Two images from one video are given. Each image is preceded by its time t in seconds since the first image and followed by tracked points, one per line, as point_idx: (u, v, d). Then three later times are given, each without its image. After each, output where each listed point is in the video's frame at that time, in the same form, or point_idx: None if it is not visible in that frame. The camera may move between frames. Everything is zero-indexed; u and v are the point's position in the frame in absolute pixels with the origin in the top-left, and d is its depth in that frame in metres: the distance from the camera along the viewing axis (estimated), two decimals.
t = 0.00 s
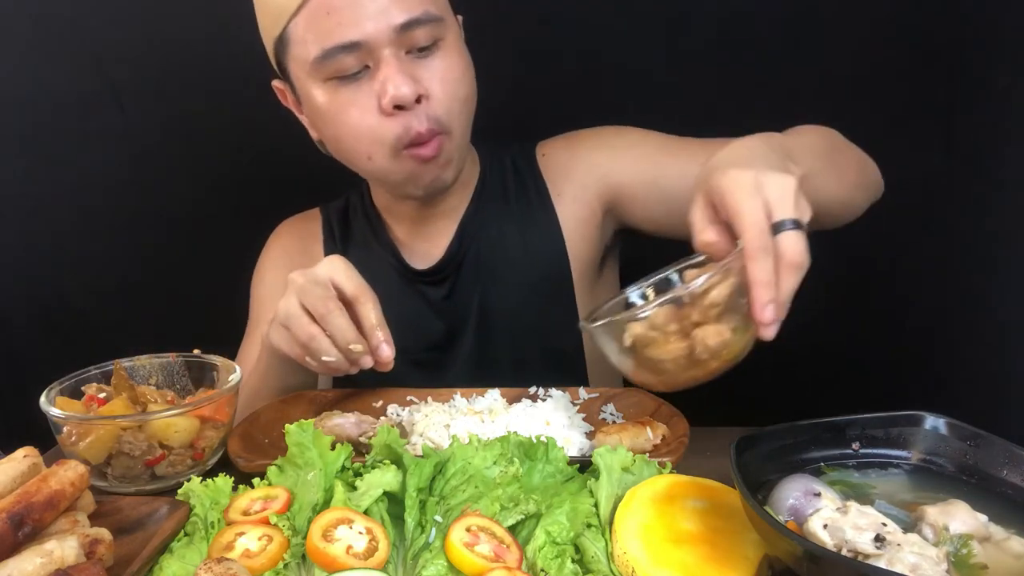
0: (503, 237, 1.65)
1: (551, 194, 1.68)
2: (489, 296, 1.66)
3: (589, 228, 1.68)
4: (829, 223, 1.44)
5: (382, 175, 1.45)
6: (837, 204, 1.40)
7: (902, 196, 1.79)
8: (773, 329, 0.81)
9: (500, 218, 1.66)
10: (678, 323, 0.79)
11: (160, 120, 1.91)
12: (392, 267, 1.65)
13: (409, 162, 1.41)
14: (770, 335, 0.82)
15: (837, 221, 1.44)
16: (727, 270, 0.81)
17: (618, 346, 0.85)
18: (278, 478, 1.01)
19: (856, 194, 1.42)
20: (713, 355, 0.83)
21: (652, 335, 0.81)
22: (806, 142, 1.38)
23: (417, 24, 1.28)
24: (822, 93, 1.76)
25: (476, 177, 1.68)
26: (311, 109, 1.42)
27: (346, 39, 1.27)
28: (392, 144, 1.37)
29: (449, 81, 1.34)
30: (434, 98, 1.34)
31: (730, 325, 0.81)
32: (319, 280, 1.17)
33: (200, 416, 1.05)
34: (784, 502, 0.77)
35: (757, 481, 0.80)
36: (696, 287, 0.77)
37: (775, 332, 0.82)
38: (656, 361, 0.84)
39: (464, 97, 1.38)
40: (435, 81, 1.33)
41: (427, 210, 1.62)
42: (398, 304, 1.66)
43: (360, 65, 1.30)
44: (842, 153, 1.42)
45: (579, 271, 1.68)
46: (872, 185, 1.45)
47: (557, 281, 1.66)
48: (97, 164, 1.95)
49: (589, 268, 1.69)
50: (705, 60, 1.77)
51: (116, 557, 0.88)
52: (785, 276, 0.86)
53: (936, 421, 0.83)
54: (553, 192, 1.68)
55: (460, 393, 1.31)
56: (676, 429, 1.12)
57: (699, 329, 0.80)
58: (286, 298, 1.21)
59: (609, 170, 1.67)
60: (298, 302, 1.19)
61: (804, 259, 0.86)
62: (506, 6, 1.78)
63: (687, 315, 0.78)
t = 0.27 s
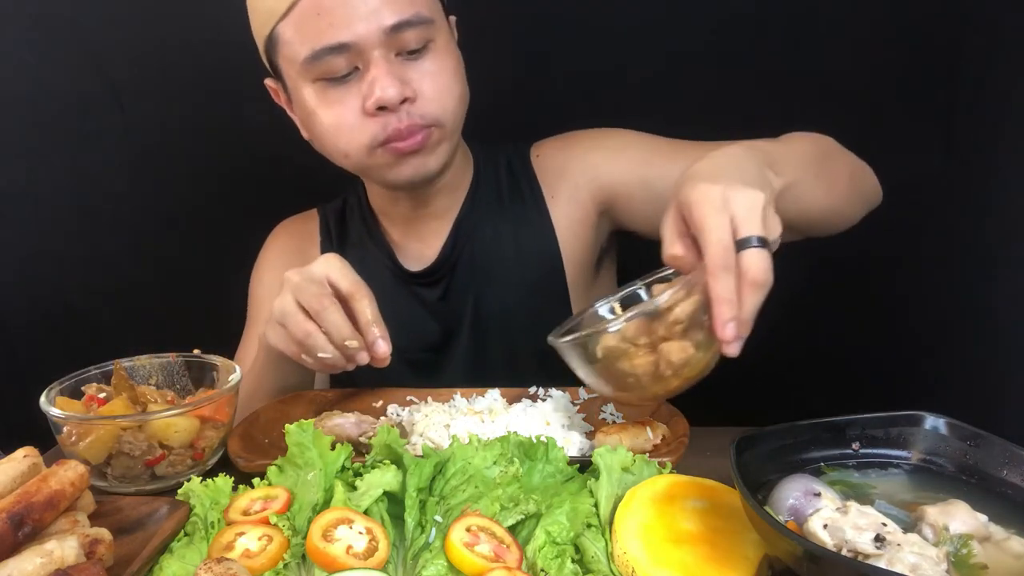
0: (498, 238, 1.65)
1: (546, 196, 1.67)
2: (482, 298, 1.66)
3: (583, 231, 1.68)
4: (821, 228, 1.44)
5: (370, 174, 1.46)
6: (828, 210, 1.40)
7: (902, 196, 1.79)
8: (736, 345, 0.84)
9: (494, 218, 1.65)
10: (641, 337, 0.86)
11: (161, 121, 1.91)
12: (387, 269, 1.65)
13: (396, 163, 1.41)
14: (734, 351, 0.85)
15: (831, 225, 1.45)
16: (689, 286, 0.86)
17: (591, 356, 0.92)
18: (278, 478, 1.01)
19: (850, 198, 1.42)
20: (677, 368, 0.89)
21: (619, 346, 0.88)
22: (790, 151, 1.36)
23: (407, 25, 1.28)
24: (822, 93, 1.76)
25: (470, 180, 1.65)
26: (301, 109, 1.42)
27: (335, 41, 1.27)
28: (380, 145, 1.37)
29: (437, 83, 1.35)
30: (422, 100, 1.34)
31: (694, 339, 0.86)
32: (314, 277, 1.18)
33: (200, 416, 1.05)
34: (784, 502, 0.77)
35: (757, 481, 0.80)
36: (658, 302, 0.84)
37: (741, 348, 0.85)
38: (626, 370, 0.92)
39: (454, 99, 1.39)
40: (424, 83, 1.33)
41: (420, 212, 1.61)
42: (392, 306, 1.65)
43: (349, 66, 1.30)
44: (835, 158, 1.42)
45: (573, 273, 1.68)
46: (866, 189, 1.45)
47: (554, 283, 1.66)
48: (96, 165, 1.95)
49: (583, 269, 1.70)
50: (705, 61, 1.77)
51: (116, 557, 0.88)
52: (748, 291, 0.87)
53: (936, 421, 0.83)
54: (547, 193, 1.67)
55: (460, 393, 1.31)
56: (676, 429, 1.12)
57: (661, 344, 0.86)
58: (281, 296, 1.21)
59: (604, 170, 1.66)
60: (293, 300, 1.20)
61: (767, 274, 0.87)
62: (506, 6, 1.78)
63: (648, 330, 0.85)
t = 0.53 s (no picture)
0: (501, 237, 1.64)
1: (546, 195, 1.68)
2: (485, 297, 1.66)
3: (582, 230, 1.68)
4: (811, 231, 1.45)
5: (373, 171, 1.46)
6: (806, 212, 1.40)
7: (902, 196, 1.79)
8: (684, 334, 0.81)
9: (495, 219, 1.65)
10: (592, 331, 0.83)
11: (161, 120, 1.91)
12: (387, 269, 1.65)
13: (399, 161, 1.42)
14: (681, 339, 0.81)
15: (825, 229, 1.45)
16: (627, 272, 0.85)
17: (539, 358, 0.88)
18: (278, 478, 1.01)
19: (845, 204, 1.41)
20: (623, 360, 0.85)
21: (565, 340, 0.84)
22: (763, 154, 1.35)
23: (412, 24, 1.28)
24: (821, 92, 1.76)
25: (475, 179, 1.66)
26: (308, 105, 1.43)
27: (341, 38, 1.27)
28: (383, 142, 1.37)
29: (442, 82, 1.35)
30: (427, 99, 1.34)
31: (639, 328, 0.82)
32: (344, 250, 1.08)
33: (200, 416, 1.05)
34: (784, 502, 0.77)
35: (757, 481, 0.80)
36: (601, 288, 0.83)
37: (689, 336, 0.82)
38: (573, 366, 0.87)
39: (458, 98, 1.39)
40: (428, 81, 1.33)
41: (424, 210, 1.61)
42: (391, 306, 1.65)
43: (354, 64, 1.30)
44: (828, 163, 1.41)
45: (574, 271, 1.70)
46: (865, 194, 1.44)
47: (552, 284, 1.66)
48: (96, 165, 1.95)
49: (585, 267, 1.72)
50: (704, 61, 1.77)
51: (116, 557, 0.88)
52: (690, 277, 0.85)
53: (936, 421, 0.83)
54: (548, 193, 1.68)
55: (460, 393, 1.31)
56: (676, 429, 1.12)
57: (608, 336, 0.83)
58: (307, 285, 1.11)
59: (602, 170, 1.67)
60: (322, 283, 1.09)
61: (708, 259, 0.86)
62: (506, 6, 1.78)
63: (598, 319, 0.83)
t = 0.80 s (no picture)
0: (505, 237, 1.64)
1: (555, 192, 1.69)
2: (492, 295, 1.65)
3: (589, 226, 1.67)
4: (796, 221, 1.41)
5: (384, 162, 1.49)
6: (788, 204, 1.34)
7: (901, 195, 1.79)
8: (630, 333, 0.81)
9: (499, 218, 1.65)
10: (548, 332, 0.82)
11: (162, 120, 1.92)
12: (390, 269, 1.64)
13: (408, 154, 1.44)
14: (629, 339, 0.82)
15: (812, 217, 1.41)
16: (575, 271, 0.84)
17: (492, 359, 0.87)
18: (278, 478, 1.01)
19: (830, 188, 1.39)
20: (577, 361, 0.85)
21: (519, 342, 0.83)
22: (737, 148, 1.30)
23: (425, 21, 1.29)
24: (821, 92, 1.77)
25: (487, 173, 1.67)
26: (323, 99, 1.44)
27: (354, 33, 1.28)
28: (393, 136, 1.39)
29: (453, 78, 1.36)
30: (436, 95, 1.36)
31: (589, 329, 0.82)
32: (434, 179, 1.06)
33: (200, 416, 1.05)
34: (784, 502, 0.77)
35: (757, 481, 0.80)
36: (554, 287, 0.82)
37: (636, 336, 0.82)
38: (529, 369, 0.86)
39: (468, 95, 1.40)
40: (439, 76, 1.35)
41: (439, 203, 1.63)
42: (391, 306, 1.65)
43: (366, 59, 1.31)
44: (812, 146, 1.38)
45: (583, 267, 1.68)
46: (855, 180, 1.42)
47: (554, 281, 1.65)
48: (98, 166, 1.95)
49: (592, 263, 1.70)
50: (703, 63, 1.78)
51: (116, 557, 0.88)
52: (631, 277, 0.84)
53: (936, 421, 0.83)
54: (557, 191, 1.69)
55: (460, 393, 1.32)
56: (675, 429, 1.12)
57: (561, 338, 0.82)
58: (381, 206, 1.07)
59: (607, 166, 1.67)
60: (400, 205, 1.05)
61: (648, 257, 0.85)
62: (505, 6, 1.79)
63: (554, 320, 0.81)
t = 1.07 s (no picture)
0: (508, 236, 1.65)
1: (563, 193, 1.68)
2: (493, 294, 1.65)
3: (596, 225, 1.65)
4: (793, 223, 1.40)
5: (395, 158, 1.48)
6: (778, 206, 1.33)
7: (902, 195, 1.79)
8: (602, 324, 0.83)
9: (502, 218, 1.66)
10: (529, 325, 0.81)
11: (163, 121, 1.92)
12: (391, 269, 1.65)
13: (421, 151, 1.43)
14: (601, 329, 0.83)
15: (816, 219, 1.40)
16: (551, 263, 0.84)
17: (471, 349, 0.86)
18: (278, 478, 1.01)
19: (832, 188, 1.38)
20: (552, 353, 0.85)
21: (498, 334, 0.82)
22: (728, 144, 1.29)
23: (442, 18, 1.30)
24: (820, 92, 1.77)
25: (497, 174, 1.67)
26: (339, 91, 1.45)
27: (373, 26, 1.29)
28: (408, 130, 1.39)
29: (468, 75, 1.36)
30: (452, 92, 1.35)
31: (565, 321, 0.82)
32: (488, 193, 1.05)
33: (200, 416, 1.05)
34: (784, 502, 0.77)
35: (757, 481, 0.80)
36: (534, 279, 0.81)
37: (608, 326, 0.84)
38: (505, 362, 0.85)
39: (483, 93, 1.40)
40: (455, 73, 1.35)
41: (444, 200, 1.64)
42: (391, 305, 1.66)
43: (382, 53, 1.32)
44: (815, 147, 1.37)
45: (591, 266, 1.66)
46: (856, 179, 1.41)
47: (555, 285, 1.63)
48: (98, 165, 1.95)
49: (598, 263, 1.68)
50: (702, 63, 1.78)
51: (116, 557, 0.88)
52: (604, 266, 0.87)
53: (936, 421, 0.83)
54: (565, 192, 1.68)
55: (460, 393, 1.32)
56: (675, 429, 1.12)
57: (540, 330, 0.82)
58: (434, 208, 1.06)
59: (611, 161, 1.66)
60: (452, 210, 1.04)
61: (621, 247, 0.88)
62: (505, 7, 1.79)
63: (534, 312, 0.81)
